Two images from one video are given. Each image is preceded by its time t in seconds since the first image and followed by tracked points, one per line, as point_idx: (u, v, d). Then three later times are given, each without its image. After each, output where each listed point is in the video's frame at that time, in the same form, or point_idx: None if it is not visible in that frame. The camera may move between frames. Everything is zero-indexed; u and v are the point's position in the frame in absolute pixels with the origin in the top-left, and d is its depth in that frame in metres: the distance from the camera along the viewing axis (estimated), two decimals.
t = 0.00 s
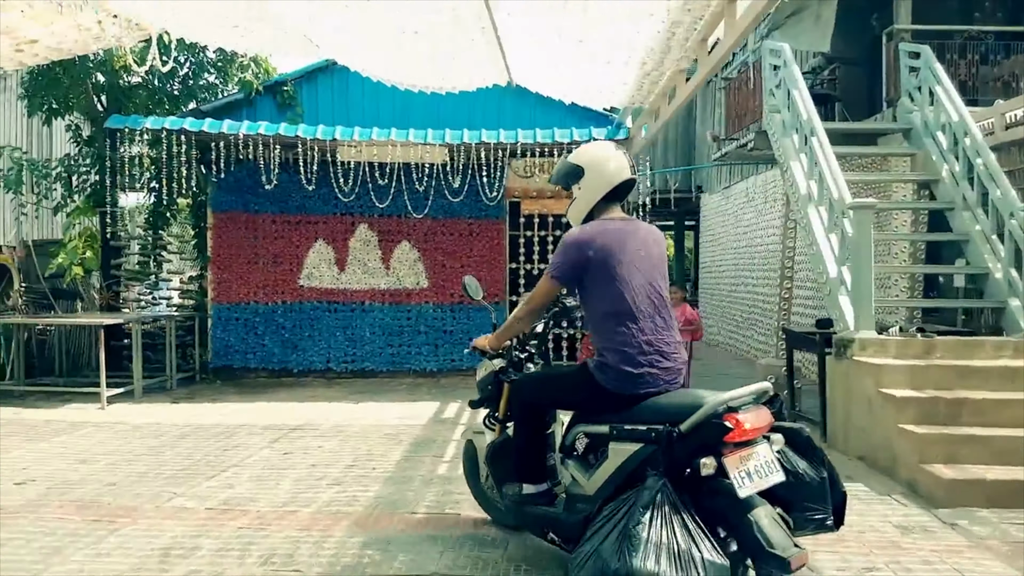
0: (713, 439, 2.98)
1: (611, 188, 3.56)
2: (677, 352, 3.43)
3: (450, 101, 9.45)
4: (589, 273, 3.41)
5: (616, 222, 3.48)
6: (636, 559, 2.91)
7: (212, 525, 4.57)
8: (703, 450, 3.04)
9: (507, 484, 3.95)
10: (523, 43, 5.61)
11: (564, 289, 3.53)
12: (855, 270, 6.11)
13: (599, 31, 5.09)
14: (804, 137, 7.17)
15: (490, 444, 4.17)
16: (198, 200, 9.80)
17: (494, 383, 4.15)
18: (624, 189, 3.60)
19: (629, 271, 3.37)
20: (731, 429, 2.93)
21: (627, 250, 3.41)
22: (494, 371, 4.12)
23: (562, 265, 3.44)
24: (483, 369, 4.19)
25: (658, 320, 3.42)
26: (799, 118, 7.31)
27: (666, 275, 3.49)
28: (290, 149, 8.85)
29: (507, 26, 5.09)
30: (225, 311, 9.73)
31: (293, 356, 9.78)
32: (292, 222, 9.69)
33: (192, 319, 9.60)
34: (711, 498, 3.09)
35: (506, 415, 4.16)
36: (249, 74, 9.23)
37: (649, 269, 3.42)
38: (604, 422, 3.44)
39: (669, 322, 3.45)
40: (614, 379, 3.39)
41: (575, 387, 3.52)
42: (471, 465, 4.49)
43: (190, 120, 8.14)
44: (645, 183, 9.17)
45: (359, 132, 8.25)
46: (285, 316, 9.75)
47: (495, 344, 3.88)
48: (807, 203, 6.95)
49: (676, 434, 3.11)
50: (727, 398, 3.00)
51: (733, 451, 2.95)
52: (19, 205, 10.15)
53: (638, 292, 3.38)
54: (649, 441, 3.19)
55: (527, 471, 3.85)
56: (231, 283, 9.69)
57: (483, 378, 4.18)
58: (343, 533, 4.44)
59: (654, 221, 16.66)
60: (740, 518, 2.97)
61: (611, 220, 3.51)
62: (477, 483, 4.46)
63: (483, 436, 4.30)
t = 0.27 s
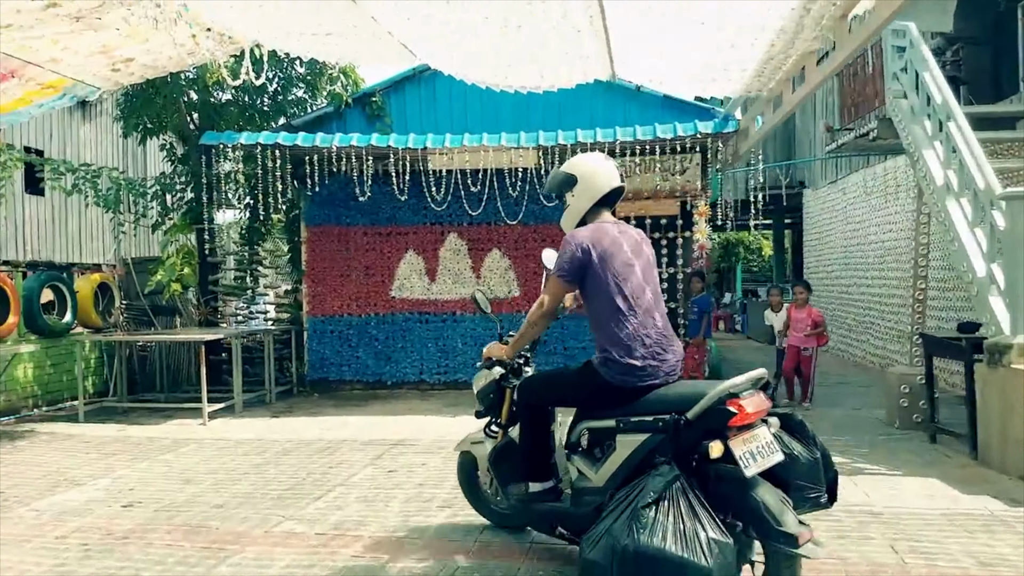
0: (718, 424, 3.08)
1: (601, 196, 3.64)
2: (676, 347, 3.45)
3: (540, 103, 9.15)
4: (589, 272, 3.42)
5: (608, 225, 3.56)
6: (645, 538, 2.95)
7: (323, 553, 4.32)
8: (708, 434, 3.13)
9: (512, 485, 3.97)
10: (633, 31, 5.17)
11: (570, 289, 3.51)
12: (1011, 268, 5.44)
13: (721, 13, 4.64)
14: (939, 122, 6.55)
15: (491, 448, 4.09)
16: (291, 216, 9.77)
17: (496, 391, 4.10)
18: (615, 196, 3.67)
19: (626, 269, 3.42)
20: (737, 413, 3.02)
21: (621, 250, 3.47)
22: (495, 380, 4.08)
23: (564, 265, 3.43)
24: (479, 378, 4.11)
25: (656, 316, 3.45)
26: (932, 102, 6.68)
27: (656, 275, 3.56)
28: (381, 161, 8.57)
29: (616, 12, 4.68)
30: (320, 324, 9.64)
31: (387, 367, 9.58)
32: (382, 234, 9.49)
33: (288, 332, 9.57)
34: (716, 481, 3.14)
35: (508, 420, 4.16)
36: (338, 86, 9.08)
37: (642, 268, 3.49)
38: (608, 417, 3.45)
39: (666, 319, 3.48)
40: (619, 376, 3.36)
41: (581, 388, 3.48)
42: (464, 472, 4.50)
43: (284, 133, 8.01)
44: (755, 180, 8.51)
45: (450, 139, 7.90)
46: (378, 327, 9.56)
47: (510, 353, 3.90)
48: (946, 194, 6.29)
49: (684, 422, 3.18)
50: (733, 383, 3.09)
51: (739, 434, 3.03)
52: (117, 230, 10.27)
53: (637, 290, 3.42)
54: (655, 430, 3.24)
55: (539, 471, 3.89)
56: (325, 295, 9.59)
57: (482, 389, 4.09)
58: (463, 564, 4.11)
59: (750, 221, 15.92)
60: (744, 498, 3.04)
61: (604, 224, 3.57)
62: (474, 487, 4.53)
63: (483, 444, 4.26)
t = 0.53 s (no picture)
0: (715, 421, 3.43)
1: (592, 211, 3.83)
2: (663, 353, 3.78)
3: (628, 94, 8.83)
4: (591, 285, 3.66)
5: (604, 239, 3.78)
6: (659, 530, 3.19)
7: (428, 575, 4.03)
8: (704, 431, 3.47)
9: (493, 491, 4.01)
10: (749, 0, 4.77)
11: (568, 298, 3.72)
12: None
13: None
14: None
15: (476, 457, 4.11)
16: (375, 222, 9.57)
17: (480, 399, 4.16)
18: (604, 209, 3.87)
19: (622, 283, 3.69)
20: (733, 410, 3.40)
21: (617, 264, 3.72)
22: (482, 388, 4.14)
23: (568, 277, 3.63)
24: (465, 388, 4.17)
25: (648, 326, 3.74)
26: None
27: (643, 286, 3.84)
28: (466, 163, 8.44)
29: None
30: (404, 329, 9.42)
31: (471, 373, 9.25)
32: (464, 237, 9.20)
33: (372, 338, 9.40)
34: (712, 474, 3.51)
35: (491, 428, 4.21)
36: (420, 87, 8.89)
37: (634, 281, 3.76)
38: (605, 419, 3.70)
39: (655, 327, 3.78)
40: (617, 381, 3.65)
41: (579, 391, 3.72)
42: (442, 482, 4.48)
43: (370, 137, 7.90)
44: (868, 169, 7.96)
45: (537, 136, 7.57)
46: (462, 332, 9.28)
47: (507, 358, 3.98)
48: None
49: (682, 420, 3.49)
50: (725, 383, 3.47)
51: (731, 429, 3.44)
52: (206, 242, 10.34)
53: (632, 302, 3.71)
54: (653, 429, 3.51)
55: (525, 479, 3.89)
56: (409, 300, 9.37)
57: (468, 397, 4.16)
58: None
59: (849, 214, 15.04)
60: (739, 489, 3.43)
61: (598, 237, 3.79)
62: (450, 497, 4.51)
63: (464, 454, 4.24)
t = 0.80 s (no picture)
0: (683, 416, 3.51)
1: (564, 215, 3.93)
2: (631, 353, 3.87)
3: (701, 84, 8.44)
4: (563, 286, 3.75)
5: (578, 242, 3.87)
6: (643, 520, 3.38)
7: None
8: (673, 426, 3.55)
9: (459, 488, 4.07)
10: None
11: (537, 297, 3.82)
12: None
13: None
14: None
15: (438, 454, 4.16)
16: (436, 220, 9.16)
17: (444, 395, 4.24)
18: (573, 213, 3.96)
19: (594, 285, 3.78)
20: (700, 408, 3.48)
21: (589, 266, 3.81)
22: (447, 382, 4.19)
23: (540, 277, 3.71)
24: (430, 381, 4.23)
25: (617, 327, 3.83)
26: None
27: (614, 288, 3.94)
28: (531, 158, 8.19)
29: None
30: (462, 330, 8.94)
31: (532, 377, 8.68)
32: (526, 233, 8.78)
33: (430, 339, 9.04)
34: (675, 469, 3.61)
35: (452, 426, 4.27)
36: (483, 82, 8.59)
37: (605, 283, 3.86)
38: (572, 415, 3.78)
39: (624, 328, 3.87)
40: (586, 379, 3.73)
41: (550, 388, 3.79)
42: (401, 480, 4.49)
43: (434, 132, 7.56)
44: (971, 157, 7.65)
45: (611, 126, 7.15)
46: (524, 334, 8.77)
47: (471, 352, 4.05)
48: None
49: (652, 416, 3.55)
50: (692, 382, 3.54)
51: (696, 424, 3.51)
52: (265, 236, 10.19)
53: (601, 303, 3.80)
54: (621, 424, 3.59)
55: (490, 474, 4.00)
56: (469, 301, 8.91)
57: (431, 391, 4.23)
58: None
59: (923, 214, 14.32)
60: (701, 483, 3.54)
61: (571, 240, 3.88)
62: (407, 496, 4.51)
63: (423, 451, 4.34)
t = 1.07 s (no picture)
0: (636, 411, 3.50)
1: (531, 214, 3.88)
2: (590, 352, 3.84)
3: (758, 75, 8.14)
4: (524, 284, 3.72)
5: (539, 242, 3.85)
6: (598, 513, 3.30)
7: None
8: (625, 422, 3.53)
9: (415, 487, 3.96)
10: None
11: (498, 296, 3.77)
12: None
13: None
14: None
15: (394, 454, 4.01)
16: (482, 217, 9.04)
17: (402, 393, 4.07)
18: (538, 215, 3.94)
19: (554, 284, 3.76)
20: (654, 403, 3.49)
21: (551, 265, 3.79)
22: (405, 381, 4.04)
23: (501, 275, 3.69)
24: (389, 379, 4.07)
25: (576, 326, 3.80)
26: None
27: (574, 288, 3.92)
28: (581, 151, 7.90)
29: None
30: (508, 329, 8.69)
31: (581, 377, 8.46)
32: (575, 230, 8.46)
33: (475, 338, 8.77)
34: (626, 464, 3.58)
35: (410, 425, 4.13)
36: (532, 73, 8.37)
37: (566, 282, 3.83)
38: (529, 412, 3.72)
39: (582, 328, 3.85)
40: (546, 377, 3.68)
41: (508, 386, 3.72)
42: (355, 480, 4.30)
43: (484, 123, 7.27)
44: None
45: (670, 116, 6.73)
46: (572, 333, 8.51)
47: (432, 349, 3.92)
48: None
49: (608, 412, 3.52)
50: (646, 377, 3.54)
51: (650, 418, 3.51)
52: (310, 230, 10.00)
53: (562, 301, 3.78)
54: (580, 419, 3.55)
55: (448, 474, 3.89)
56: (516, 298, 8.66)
57: (390, 389, 4.06)
58: None
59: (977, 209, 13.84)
60: (649, 478, 3.51)
61: (534, 241, 3.85)
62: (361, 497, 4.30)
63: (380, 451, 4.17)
